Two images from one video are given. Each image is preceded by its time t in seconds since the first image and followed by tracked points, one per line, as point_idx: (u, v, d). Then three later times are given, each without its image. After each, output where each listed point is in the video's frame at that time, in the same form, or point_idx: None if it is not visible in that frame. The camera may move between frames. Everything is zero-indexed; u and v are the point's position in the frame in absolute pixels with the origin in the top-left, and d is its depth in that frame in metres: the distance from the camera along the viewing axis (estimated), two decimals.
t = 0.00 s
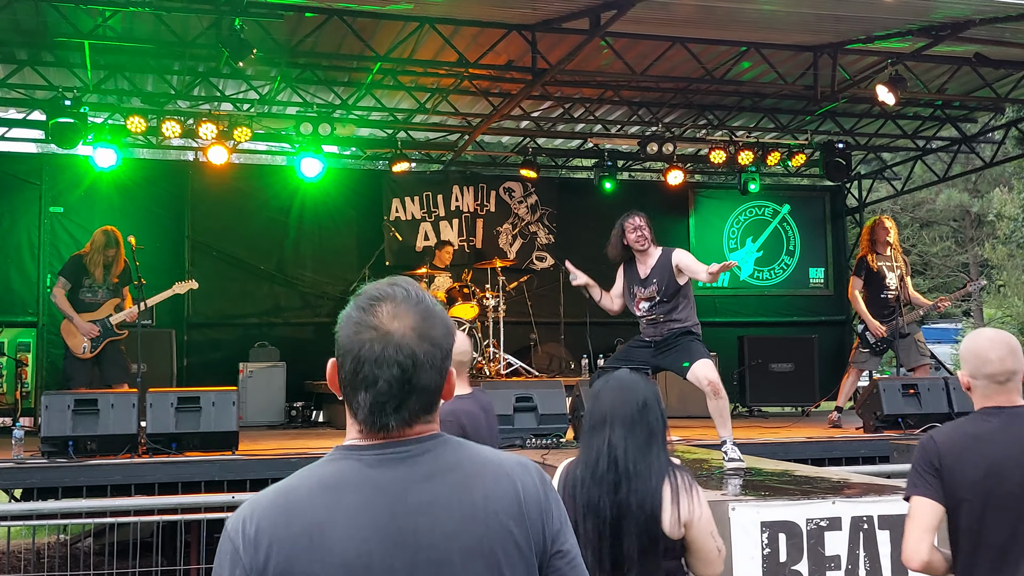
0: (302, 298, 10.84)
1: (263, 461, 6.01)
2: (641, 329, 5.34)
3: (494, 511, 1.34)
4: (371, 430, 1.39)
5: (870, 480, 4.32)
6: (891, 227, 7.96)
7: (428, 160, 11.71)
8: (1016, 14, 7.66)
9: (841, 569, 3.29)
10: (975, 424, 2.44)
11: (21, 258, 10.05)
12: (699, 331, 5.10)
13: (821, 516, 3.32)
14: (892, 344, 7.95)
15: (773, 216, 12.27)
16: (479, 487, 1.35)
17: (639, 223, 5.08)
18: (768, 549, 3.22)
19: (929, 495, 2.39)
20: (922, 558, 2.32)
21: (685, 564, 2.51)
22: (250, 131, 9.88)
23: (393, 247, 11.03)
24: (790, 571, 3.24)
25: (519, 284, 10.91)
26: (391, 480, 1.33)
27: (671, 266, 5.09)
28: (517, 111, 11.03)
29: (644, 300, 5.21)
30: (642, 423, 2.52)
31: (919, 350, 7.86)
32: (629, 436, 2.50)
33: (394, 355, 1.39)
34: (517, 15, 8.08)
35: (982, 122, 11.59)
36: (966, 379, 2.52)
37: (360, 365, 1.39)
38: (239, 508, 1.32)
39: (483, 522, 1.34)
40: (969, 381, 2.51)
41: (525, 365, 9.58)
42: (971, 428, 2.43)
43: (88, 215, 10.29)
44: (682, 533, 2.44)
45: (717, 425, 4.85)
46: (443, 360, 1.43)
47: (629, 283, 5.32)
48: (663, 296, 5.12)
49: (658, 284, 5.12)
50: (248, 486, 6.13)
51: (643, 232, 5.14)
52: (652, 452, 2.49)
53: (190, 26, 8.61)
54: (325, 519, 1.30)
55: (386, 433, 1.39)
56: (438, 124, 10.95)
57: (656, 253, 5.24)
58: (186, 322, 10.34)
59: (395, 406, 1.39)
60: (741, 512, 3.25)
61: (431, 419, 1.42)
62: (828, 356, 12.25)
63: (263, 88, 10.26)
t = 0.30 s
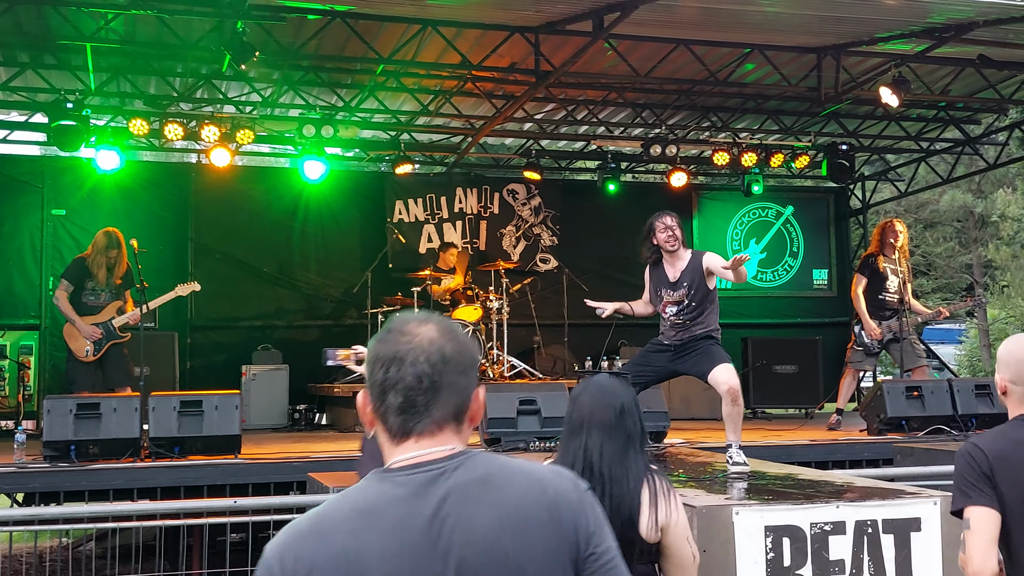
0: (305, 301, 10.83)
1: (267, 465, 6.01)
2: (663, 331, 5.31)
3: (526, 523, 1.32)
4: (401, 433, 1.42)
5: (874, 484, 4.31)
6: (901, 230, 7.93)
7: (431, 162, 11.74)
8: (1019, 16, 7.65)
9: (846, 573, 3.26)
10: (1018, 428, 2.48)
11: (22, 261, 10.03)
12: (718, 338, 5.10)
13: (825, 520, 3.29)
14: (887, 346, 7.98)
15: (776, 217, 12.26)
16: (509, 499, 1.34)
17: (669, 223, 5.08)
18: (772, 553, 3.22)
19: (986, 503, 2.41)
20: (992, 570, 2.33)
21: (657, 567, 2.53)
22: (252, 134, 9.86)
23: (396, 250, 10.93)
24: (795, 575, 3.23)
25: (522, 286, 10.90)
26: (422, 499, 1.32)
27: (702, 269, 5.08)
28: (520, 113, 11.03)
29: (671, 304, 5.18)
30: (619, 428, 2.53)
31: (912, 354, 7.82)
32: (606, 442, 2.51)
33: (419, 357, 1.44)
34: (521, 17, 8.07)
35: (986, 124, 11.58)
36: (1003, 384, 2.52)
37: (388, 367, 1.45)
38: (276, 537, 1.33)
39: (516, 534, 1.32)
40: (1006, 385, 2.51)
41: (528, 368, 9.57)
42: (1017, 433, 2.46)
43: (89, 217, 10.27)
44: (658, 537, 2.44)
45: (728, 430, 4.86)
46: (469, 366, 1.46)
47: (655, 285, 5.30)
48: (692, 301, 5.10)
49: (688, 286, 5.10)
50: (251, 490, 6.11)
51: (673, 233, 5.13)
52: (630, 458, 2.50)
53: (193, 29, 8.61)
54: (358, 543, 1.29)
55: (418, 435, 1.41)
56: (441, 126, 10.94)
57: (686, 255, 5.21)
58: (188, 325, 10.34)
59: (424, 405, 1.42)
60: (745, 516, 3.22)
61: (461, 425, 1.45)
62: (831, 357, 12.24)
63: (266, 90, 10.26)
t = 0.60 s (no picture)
0: (307, 301, 10.83)
1: (269, 466, 6.00)
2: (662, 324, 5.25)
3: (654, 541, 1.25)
4: (526, 444, 1.35)
5: (877, 487, 4.29)
6: (901, 233, 7.94)
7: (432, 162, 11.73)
8: None
9: None
10: (1017, 430, 2.55)
11: (25, 260, 10.04)
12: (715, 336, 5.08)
13: (828, 523, 3.28)
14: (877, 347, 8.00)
15: (779, 218, 12.25)
16: (640, 514, 1.27)
17: (679, 222, 4.96)
18: (775, 556, 3.20)
19: (970, 502, 2.51)
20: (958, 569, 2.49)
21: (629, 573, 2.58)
22: (254, 134, 9.85)
23: (398, 250, 11.06)
24: None
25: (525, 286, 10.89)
26: (549, 504, 1.27)
27: (705, 272, 4.98)
28: (522, 113, 11.01)
29: (670, 299, 5.11)
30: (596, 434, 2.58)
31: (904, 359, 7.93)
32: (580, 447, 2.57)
33: (551, 367, 1.35)
34: (523, 17, 8.06)
35: (989, 124, 11.55)
36: (1009, 384, 2.60)
37: (518, 375, 1.36)
38: (399, 527, 1.30)
39: (646, 552, 1.25)
40: (1011, 385, 2.60)
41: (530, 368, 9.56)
42: (1013, 436, 2.54)
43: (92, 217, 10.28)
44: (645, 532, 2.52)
45: (726, 431, 4.91)
46: (600, 374, 1.37)
47: (656, 276, 5.20)
48: (691, 302, 5.02)
49: (689, 288, 5.01)
50: (254, 491, 6.10)
51: (680, 232, 5.01)
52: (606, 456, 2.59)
53: (195, 29, 8.61)
54: (481, 543, 1.25)
55: (544, 448, 1.34)
56: (444, 126, 10.93)
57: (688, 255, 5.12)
58: (191, 324, 10.35)
59: (552, 421, 1.34)
60: (749, 519, 3.21)
61: (590, 440, 1.36)
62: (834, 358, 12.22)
63: (268, 90, 10.25)
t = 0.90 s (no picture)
0: (303, 301, 10.80)
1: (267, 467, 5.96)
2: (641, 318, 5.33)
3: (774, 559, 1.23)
4: (639, 436, 1.38)
5: (878, 488, 4.28)
6: (895, 233, 7.95)
7: (431, 162, 11.73)
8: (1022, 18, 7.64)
9: None
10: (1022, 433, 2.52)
11: (21, 260, 10.00)
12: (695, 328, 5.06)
13: (828, 524, 3.27)
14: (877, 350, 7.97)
15: (777, 218, 12.26)
16: (762, 531, 1.24)
17: (643, 215, 5.00)
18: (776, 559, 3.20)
19: (975, 508, 2.48)
20: None
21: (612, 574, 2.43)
22: (252, 134, 9.82)
23: (397, 251, 10.88)
24: None
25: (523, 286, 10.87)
26: (673, 513, 1.25)
27: (672, 260, 5.00)
28: (521, 113, 11.01)
29: (644, 291, 5.14)
30: (569, 435, 2.42)
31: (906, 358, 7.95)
32: (555, 446, 2.41)
33: (664, 359, 1.39)
34: (522, 17, 8.04)
35: (988, 125, 11.57)
36: (1009, 387, 2.58)
37: (631, 368, 1.41)
38: (516, 526, 1.29)
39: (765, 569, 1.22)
40: (1012, 388, 2.57)
41: (528, 369, 9.55)
42: (1017, 440, 2.51)
43: (88, 216, 10.23)
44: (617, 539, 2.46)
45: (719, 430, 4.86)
46: (714, 381, 1.40)
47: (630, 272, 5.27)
48: (662, 291, 5.05)
49: (658, 277, 5.05)
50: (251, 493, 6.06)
51: (646, 224, 5.04)
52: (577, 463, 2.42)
53: (192, 28, 8.59)
54: (602, 546, 1.22)
55: (655, 436, 1.36)
56: (442, 126, 10.91)
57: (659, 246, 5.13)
58: (187, 325, 10.29)
59: (662, 409, 1.37)
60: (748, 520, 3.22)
61: (701, 437, 1.36)
62: (832, 358, 12.22)
63: (265, 90, 10.23)
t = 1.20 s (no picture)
0: (301, 301, 10.79)
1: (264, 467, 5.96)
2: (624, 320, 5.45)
3: (802, 549, 1.25)
4: (685, 430, 1.39)
5: (875, 490, 4.28)
6: (890, 230, 7.94)
7: (429, 162, 11.73)
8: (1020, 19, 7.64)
9: None
10: (1005, 431, 2.54)
11: (18, 259, 9.99)
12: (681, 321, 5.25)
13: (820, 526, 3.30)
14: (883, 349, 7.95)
15: (775, 219, 12.25)
16: (795, 521, 1.26)
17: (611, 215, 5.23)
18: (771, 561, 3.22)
19: (954, 505, 2.52)
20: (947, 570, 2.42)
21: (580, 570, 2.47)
22: (250, 133, 9.82)
23: (394, 249, 10.91)
24: None
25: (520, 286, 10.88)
26: (706, 500, 1.29)
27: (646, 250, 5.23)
28: (519, 114, 11.02)
29: (625, 288, 5.33)
30: (542, 434, 2.48)
31: (908, 357, 7.88)
32: (527, 444, 2.45)
33: (707, 355, 1.37)
34: (521, 17, 8.03)
35: (986, 126, 11.59)
36: (1000, 382, 2.59)
37: (675, 361, 1.41)
38: (556, 497, 1.38)
39: (795, 561, 1.24)
40: (1003, 384, 2.59)
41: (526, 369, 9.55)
42: (999, 435, 2.53)
43: (86, 216, 10.23)
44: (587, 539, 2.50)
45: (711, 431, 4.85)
46: (764, 367, 1.36)
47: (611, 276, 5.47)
48: (641, 282, 5.25)
49: (635, 267, 5.26)
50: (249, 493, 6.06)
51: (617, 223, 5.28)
52: (548, 461, 2.46)
53: (191, 28, 8.58)
54: (631, 526, 1.29)
55: (700, 433, 1.37)
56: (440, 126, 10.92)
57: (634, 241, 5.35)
58: (185, 324, 10.29)
59: (706, 408, 1.37)
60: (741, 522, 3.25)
61: (753, 428, 1.36)
62: (830, 360, 12.22)
63: (264, 89, 10.23)
